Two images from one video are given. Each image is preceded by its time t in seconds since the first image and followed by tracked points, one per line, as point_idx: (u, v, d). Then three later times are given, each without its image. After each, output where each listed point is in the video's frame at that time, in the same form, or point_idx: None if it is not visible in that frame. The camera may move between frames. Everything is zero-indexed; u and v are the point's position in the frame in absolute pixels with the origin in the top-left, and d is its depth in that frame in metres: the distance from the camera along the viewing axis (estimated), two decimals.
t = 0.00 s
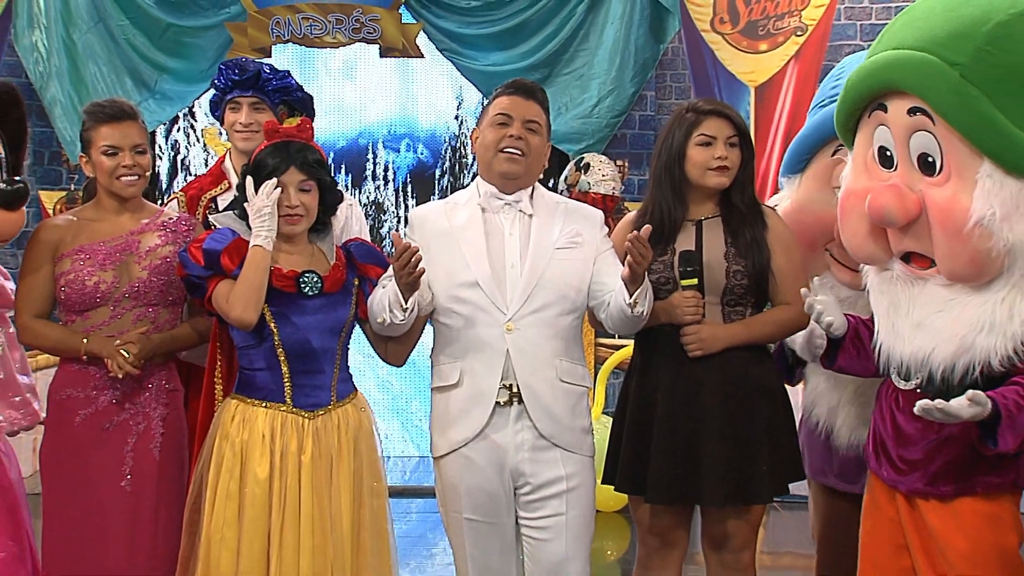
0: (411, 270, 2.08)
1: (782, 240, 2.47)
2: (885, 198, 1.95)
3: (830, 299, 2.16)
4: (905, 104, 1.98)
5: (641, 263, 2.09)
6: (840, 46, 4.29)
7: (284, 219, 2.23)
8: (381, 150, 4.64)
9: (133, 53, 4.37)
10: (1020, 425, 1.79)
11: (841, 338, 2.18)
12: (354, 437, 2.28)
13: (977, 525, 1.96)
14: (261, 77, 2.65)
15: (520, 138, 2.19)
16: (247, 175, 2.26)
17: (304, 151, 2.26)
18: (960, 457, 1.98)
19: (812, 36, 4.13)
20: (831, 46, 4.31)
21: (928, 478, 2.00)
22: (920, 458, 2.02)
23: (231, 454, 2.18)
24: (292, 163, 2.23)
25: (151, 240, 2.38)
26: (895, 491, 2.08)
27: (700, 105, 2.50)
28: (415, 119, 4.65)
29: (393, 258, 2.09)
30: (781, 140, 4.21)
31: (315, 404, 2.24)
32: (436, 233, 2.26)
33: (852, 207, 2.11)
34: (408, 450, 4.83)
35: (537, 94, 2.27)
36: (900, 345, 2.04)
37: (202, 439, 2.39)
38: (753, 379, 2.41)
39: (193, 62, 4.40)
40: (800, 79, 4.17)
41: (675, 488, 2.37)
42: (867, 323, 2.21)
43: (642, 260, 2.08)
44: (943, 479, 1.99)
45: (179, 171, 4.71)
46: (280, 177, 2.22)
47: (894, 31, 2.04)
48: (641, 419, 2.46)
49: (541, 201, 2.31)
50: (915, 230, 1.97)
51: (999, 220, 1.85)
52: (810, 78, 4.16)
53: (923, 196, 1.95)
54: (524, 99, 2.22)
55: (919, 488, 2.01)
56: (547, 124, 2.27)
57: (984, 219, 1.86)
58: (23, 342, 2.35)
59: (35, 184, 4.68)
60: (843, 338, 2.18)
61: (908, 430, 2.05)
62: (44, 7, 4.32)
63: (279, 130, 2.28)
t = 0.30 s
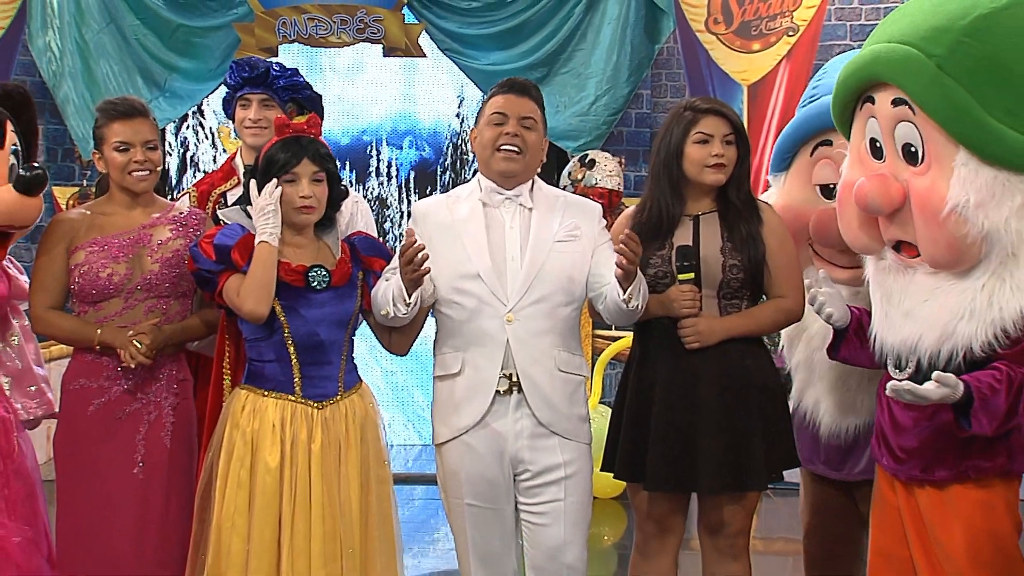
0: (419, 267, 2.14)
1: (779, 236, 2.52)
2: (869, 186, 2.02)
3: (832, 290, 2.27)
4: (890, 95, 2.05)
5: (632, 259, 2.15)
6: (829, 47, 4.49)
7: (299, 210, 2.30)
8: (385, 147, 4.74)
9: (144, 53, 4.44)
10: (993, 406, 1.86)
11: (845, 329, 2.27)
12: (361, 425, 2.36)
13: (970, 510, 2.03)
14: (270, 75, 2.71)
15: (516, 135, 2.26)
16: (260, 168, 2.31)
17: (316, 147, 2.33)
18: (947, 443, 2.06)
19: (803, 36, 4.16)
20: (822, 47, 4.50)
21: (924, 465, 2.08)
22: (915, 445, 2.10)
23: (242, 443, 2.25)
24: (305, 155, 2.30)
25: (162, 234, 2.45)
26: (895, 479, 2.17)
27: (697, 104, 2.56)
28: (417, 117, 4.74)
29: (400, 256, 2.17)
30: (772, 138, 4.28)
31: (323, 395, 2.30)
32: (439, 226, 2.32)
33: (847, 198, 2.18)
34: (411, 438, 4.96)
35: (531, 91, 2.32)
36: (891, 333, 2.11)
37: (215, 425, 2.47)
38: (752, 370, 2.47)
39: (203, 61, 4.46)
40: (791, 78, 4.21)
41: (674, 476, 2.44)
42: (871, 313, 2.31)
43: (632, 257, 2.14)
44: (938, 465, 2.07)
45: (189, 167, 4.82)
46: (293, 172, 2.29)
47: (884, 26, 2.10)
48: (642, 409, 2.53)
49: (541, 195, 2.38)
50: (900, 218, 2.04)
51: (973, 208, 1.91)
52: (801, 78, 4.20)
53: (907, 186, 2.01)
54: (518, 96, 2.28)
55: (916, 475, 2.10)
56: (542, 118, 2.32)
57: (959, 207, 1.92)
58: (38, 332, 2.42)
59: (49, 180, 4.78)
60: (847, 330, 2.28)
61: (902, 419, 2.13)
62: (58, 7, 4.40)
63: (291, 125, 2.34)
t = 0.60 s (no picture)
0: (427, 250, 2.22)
1: (774, 235, 2.59)
2: (855, 186, 2.08)
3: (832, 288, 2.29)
4: (872, 97, 2.12)
5: (615, 247, 2.24)
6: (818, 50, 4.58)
7: (299, 202, 2.34)
8: (387, 148, 4.81)
9: (152, 56, 4.51)
10: (967, 400, 1.92)
11: (844, 325, 2.31)
12: (366, 418, 2.42)
13: (958, 501, 2.08)
14: (277, 77, 2.80)
15: (508, 137, 2.32)
16: (262, 173, 2.40)
17: (325, 149, 2.39)
18: (934, 435, 2.12)
19: (793, 39, 4.33)
20: (811, 50, 4.58)
21: (912, 456, 2.15)
22: (904, 437, 2.16)
23: (251, 436, 2.32)
24: (309, 151, 2.36)
25: (171, 232, 2.52)
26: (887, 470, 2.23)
27: (694, 106, 2.63)
28: (417, 118, 4.81)
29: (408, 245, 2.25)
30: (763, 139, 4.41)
31: (329, 389, 2.37)
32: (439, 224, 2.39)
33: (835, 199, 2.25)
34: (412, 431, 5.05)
35: (519, 91, 2.39)
36: (879, 329, 2.18)
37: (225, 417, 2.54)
38: (749, 364, 2.54)
39: (210, 63, 4.54)
40: (782, 80, 4.38)
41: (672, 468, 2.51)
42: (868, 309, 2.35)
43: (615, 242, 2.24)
44: (925, 456, 2.12)
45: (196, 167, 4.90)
46: (296, 165, 2.35)
47: (867, 32, 2.18)
48: (641, 404, 2.59)
49: (539, 194, 2.44)
50: (886, 217, 2.11)
51: (951, 204, 1.98)
52: (791, 80, 4.36)
53: (891, 186, 2.08)
54: (507, 98, 2.35)
55: (905, 465, 2.16)
56: (532, 116, 2.38)
57: (938, 204, 1.99)
58: (50, 327, 2.49)
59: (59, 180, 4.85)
60: (847, 326, 2.31)
61: (892, 412, 2.19)
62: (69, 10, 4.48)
63: (299, 124, 2.41)
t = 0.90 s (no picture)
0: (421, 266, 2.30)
1: (768, 236, 2.66)
2: (834, 196, 2.18)
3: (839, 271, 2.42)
4: (844, 109, 2.20)
5: (608, 259, 2.31)
6: (805, 55, 4.68)
7: (295, 205, 2.38)
8: (386, 150, 4.89)
9: (157, 60, 4.58)
10: (941, 340, 2.03)
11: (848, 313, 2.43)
12: (367, 414, 2.49)
13: (941, 493, 2.13)
14: (280, 80, 2.84)
15: (504, 140, 2.39)
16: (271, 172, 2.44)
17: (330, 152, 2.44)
18: (920, 428, 2.16)
19: (781, 44, 4.44)
20: (798, 55, 4.67)
21: (899, 450, 2.19)
22: (892, 432, 2.21)
23: (254, 429, 2.39)
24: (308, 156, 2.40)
25: (175, 232, 2.58)
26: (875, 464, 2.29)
27: (690, 113, 2.68)
28: (416, 121, 4.88)
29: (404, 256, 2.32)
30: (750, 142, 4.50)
31: (330, 385, 2.44)
32: (438, 226, 2.46)
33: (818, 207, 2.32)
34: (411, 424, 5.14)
35: (513, 95, 2.45)
36: (866, 330, 2.27)
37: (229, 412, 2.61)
38: (741, 361, 2.60)
39: (214, 68, 4.61)
40: (770, 85, 4.48)
41: (668, 463, 2.58)
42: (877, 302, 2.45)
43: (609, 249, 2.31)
44: (909, 451, 2.17)
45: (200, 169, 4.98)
46: (295, 169, 2.40)
47: (842, 43, 2.26)
48: (640, 401, 2.66)
49: (534, 196, 2.51)
50: (867, 222, 2.20)
51: (924, 209, 2.05)
52: (779, 83, 4.46)
53: (869, 193, 2.17)
54: (501, 102, 2.41)
55: (892, 460, 2.20)
56: (526, 119, 2.45)
57: (911, 210, 2.07)
58: (58, 325, 2.56)
59: (68, 181, 4.93)
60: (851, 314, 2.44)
61: (881, 408, 2.25)
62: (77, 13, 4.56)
63: (304, 128, 2.49)
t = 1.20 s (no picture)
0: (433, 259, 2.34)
1: (762, 234, 2.71)
2: (820, 195, 2.25)
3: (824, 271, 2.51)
4: (829, 110, 2.27)
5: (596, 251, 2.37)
6: (797, 57, 4.76)
7: (303, 204, 2.44)
8: (387, 149, 4.95)
9: (163, 61, 4.63)
10: (915, 329, 2.07)
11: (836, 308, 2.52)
12: (369, 405, 2.55)
13: (926, 483, 2.19)
14: (283, 82, 2.91)
15: (500, 138, 2.45)
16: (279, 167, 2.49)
17: (336, 152, 2.50)
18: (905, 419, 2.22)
19: (772, 46, 4.53)
20: (790, 56, 4.74)
21: (885, 440, 2.24)
22: (879, 423, 2.27)
23: (258, 420, 2.45)
24: (321, 158, 2.46)
25: (181, 230, 2.65)
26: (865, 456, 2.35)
27: (689, 114, 2.74)
28: (416, 120, 4.95)
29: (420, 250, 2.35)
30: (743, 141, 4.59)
31: (333, 377, 2.49)
32: (438, 223, 2.52)
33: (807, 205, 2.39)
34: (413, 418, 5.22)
35: (510, 94, 2.51)
36: (855, 323, 2.35)
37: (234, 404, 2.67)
38: (736, 356, 2.66)
39: (220, 68, 4.66)
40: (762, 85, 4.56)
41: (666, 456, 2.64)
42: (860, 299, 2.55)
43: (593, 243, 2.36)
44: (895, 441, 2.22)
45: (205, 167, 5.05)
46: (306, 169, 2.46)
47: (829, 46, 2.32)
48: (638, 395, 2.72)
49: (532, 194, 2.57)
50: (852, 219, 2.28)
51: (902, 208, 2.12)
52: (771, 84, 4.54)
53: (853, 190, 2.24)
54: (498, 102, 2.47)
55: (879, 450, 2.26)
56: (523, 118, 2.51)
57: (892, 209, 2.14)
58: (68, 320, 2.62)
59: (77, 179, 5.00)
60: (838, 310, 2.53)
61: (869, 400, 2.31)
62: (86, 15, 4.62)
63: (315, 128, 2.55)
